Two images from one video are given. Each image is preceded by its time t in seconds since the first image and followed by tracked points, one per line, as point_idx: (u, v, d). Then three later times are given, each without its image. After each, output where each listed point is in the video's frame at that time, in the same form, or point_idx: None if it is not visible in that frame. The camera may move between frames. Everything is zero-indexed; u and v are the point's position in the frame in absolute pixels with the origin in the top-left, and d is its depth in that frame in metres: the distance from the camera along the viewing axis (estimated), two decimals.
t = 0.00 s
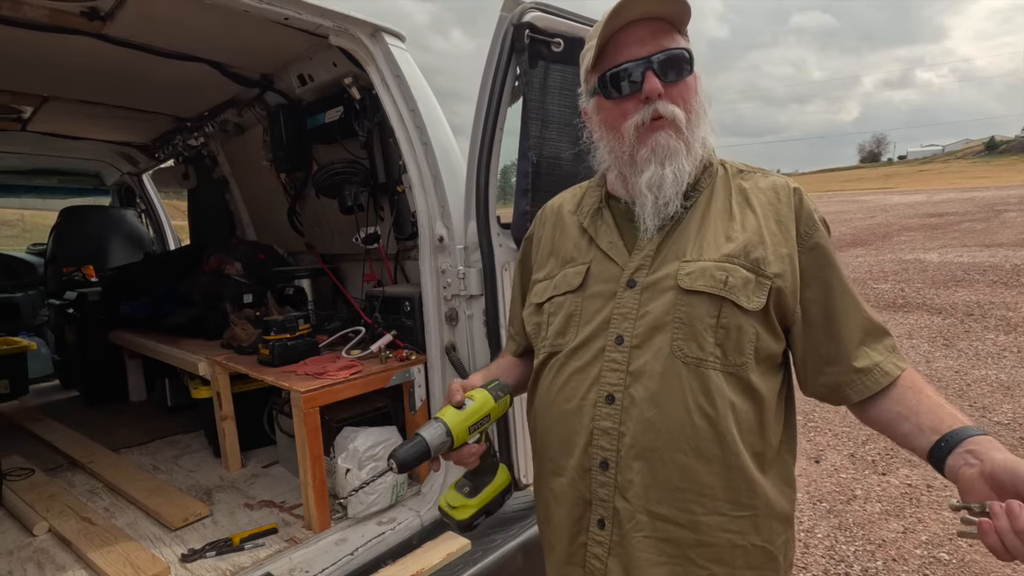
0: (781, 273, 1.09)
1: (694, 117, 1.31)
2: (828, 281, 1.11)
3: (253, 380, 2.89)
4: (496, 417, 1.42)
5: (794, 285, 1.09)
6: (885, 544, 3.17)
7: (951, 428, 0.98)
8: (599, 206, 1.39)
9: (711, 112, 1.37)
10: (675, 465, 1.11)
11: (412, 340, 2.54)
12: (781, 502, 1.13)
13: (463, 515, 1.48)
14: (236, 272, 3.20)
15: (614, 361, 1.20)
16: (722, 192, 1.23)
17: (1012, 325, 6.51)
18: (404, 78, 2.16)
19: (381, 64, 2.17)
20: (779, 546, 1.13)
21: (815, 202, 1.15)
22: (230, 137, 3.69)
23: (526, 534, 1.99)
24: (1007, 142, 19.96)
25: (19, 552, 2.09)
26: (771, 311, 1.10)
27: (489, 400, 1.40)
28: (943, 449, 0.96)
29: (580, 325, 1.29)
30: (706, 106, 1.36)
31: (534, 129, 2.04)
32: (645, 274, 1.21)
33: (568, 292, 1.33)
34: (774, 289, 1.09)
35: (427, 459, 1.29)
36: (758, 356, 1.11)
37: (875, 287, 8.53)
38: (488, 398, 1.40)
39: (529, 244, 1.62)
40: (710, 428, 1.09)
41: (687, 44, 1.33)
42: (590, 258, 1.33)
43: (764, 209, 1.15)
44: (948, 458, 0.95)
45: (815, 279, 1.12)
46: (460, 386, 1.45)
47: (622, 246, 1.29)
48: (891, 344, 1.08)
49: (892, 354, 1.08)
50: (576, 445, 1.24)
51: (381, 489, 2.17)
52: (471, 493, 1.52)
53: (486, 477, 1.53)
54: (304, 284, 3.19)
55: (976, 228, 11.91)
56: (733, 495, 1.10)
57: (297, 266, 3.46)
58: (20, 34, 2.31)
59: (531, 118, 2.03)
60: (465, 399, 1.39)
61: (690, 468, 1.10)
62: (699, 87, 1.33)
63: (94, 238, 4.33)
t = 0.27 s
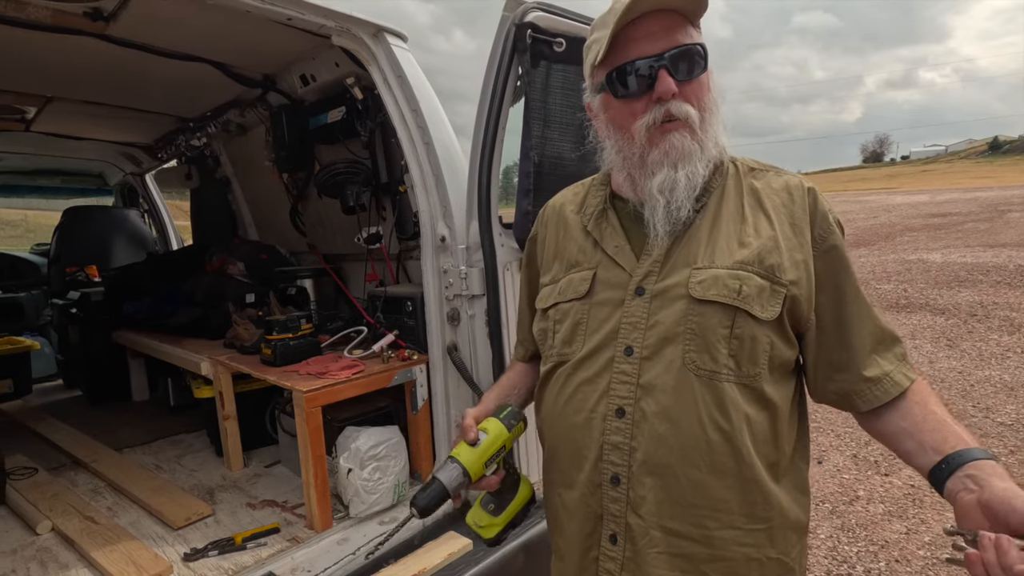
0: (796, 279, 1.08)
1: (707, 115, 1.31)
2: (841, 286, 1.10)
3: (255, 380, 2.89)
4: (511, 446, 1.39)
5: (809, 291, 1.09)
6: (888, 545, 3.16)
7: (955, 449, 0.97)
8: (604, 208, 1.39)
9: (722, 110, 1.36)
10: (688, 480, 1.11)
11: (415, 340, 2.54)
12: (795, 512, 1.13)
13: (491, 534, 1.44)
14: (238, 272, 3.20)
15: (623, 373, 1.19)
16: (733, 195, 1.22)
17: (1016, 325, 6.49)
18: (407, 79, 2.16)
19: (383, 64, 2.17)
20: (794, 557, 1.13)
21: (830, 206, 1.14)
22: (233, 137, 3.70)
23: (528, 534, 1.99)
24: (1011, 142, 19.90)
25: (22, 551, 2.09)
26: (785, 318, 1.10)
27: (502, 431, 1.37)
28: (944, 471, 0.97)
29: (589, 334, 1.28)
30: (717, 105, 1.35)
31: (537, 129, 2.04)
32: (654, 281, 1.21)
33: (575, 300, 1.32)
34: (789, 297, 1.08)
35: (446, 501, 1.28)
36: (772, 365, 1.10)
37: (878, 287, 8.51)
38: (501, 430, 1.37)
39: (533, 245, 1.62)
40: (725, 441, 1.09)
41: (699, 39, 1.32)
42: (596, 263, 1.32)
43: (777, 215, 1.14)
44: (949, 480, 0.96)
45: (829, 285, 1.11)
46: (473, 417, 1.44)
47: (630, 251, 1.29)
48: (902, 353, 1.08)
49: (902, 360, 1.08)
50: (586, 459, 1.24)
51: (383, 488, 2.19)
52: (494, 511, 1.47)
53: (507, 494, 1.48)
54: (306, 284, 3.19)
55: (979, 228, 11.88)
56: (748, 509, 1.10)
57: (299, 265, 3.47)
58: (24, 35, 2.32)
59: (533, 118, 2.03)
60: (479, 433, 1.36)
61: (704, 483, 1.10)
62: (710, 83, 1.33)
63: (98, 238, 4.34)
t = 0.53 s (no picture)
0: (799, 282, 1.08)
1: (706, 115, 1.31)
2: (844, 287, 1.10)
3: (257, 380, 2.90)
4: (520, 453, 1.39)
5: (813, 293, 1.09)
6: (890, 546, 3.16)
7: (960, 450, 0.97)
8: (603, 210, 1.39)
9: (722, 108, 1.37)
10: (692, 489, 1.11)
11: (416, 340, 2.53)
12: (801, 517, 1.13)
13: (499, 545, 1.44)
14: (239, 272, 3.17)
15: (624, 380, 1.19)
16: (734, 195, 1.22)
17: (1019, 326, 6.47)
18: (408, 79, 2.17)
19: (384, 64, 2.17)
20: (802, 564, 1.12)
21: (833, 206, 1.13)
22: (234, 137, 3.71)
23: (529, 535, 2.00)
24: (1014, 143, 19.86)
25: (24, 550, 2.10)
26: (789, 321, 1.09)
27: (512, 439, 1.37)
28: (947, 472, 0.97)
29: (589, 339, 1.29)
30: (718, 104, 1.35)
31: (538, 128, 2.04)
32: (655, 285, 1.21)
33: (574, 305, 1.32)
34: (792, 299, 1.08)
35: (459, 513, 1.27)
36: (775, 369, 1.10)
37: (880, 287, 8.49)
38: (511, 437, 1.37)
39: (532, 247, 1.63)
40: (728, 449, 1.09)
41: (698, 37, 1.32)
42: (596, 267, 1.33)
43: (780, 216, 1.13)
44: (953, 481, 0.96)
45: (832, 286, 1.11)
46: (482, 426, 1.44)
47: (629, 255, 1.29)
48: (911, 354, 1.07)
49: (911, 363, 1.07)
50: (588, 468, 1.24)
51: (384, 488, 2.18)
52: (500, 522, 1.47)
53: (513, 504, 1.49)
54: (308, 284, 3.21)
55: (981, 228, 11.84)
56: (754, 517, 1.09)
57: (301, 265, 3.47)
58: (26, 35, 2.33)
59: (534, 118, 2.03)
60: (489, 443, 1.36)
61: (708, 492, 1.10)
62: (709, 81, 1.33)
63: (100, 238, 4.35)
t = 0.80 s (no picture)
0: (799, 281, 1.08)
1: (704, 118, 1.31)
2: (843, 286, 1.10)
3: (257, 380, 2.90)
4: (517, 453, 1.39)
5: (813, 293, 1.09)
6: (891, 546, 3.16)
7: (948, 449, 0.98)
8: (600, 211, 1.40)
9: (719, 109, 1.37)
10: (694, 492, 1.11)
11: (416, 340, 2.54)
12: (803, 518, 1.13)
13: (494, 549, 1.44)
14: (241, 272, 3.18)
15: (624, 383, 1.19)
16: (733, 195, 1.22)
17: (1020, 326, 6.47)
18: (409, 79, 2.17)
19: (385, 65, 2.17)
20: (805, 565, 1.12)
21: (832, 205, 1.13)
22: (235, 137, 3.71)
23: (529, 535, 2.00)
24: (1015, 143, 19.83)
25: (26, 550, 2.10)
26: (788, 321, 1.10)
27: (509, 439, 1.37)
28: (936, 471, 0.97)
29: (588, 342, 1.29)
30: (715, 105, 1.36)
31: (539, 129, 2.04)
32: (653, 286, 1.21)
33: (573, 307, 1.33)
34: (792, 299, 1.08)
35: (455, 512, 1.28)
36: (775, 369, 1.10)
37: (881, 287, 8.48)
38: (508, 437, 1.37)
39: (530, 248, 1.63)
40: (729, 451, 1.09)
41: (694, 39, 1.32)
42: (594, 269, 1.33)
43: (778, 216, 1.14)
44: (940, 480, 0.96)
45: (831, 286, 1.11)
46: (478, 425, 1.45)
47: (627, 256, 1.29)
48: (908, 355, 1.07)
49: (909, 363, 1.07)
50: (589, 471, 1.24)
51: (385, 488, 2.19)
52: (497, 524, 1.47)
53: (510, 507, 1.49)
54: (309, 284, 3.22)
55: (983, 228, 11.82)
56: (757, 519, 1.09)
57: (302, 266, 3.47)
58: (28, 36, 2.33)
59: (535, 118, 2.03)
60: (486, 442, 1.36)
61: (710, 494, 1.10)
62: (706, 83, 1.33)
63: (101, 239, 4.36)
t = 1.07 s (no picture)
0: (793, 280, 1.08)
1: (698, 122, 1.31)
2: (837, 284, 1.10)
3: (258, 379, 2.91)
4: (521, 450, 1.39)
5: (808, 292, 1.09)
6: (891, 546, 3.16)
7: (936, 446, 0.98)
8: (597, 212, 1.40)
9: (713, 109, 1.38)
10: (692, 491, 1.11)
11: (416, 340, 2.54)
12: (800, 517, 1.13)
13: (497, 548, 1.43)
14: (241, 272, 3.17)
15: (621, 382, 1.20)
16: (728, 195, 1.22)
17: (1021, 326, 6.46)
18: (409, 79, 2.17)
19: (385, 65, 2.18)
20: (803, 563, 1.13)
21: (827, 204, 1.13)
22: (235, 137, 3.72)
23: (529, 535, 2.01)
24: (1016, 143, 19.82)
25: (27, 549, 2.11)
26: (784, 320, 1.10)
27: (512, 435, 1.37)
28: (924, 468, 0.97)
29: (584, 342, 1.29)
30: (709, 105, 1.37)
31: (539, 129, 2.04)
32: (650, 286, 1.21)
33: (570, 307, 1.33)
34: (787, 298, 1.08)
35: (459, 509, 1.27)
36: (772, 367, 1.11)
37: (882, 287, 8.48)
38: (512, 434, 1.37)
39: (528, 248, 1.64)
40: (726, 449, 1.09)
41: (687, 41, 1.32)
42: (591, 269, 1.33)
43: (773, 216, 1.14)
44: (927, 477, 0.97)
45: (826, 285, 1.11)
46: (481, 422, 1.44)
47: (624, 256, 1.29)
48: (903, 353, 1.07)
49: (905, 362, 1.07)
50: (587, 470, 1.24)
51: (386, 487, 2.19)
52: (499, 523, 1.47)
53: (512, 505, 1.49)
54: (309, 284, 3.23)
55: (984, 228, 11.81)
56: (754, 517, 1.09)
57: (303, 265, 3.48)
58: (29, 36, 2.34)
59: (535, 118, 2.03)
60: (489, 440, 1.36)
61: (707, 493, 1.10)
62: (699, 86, 1.34)
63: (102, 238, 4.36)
